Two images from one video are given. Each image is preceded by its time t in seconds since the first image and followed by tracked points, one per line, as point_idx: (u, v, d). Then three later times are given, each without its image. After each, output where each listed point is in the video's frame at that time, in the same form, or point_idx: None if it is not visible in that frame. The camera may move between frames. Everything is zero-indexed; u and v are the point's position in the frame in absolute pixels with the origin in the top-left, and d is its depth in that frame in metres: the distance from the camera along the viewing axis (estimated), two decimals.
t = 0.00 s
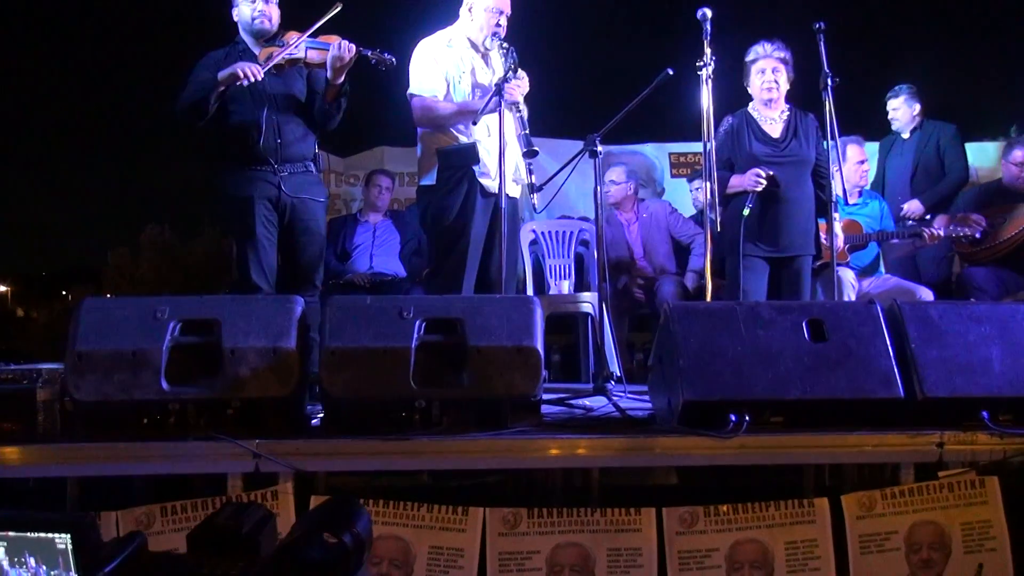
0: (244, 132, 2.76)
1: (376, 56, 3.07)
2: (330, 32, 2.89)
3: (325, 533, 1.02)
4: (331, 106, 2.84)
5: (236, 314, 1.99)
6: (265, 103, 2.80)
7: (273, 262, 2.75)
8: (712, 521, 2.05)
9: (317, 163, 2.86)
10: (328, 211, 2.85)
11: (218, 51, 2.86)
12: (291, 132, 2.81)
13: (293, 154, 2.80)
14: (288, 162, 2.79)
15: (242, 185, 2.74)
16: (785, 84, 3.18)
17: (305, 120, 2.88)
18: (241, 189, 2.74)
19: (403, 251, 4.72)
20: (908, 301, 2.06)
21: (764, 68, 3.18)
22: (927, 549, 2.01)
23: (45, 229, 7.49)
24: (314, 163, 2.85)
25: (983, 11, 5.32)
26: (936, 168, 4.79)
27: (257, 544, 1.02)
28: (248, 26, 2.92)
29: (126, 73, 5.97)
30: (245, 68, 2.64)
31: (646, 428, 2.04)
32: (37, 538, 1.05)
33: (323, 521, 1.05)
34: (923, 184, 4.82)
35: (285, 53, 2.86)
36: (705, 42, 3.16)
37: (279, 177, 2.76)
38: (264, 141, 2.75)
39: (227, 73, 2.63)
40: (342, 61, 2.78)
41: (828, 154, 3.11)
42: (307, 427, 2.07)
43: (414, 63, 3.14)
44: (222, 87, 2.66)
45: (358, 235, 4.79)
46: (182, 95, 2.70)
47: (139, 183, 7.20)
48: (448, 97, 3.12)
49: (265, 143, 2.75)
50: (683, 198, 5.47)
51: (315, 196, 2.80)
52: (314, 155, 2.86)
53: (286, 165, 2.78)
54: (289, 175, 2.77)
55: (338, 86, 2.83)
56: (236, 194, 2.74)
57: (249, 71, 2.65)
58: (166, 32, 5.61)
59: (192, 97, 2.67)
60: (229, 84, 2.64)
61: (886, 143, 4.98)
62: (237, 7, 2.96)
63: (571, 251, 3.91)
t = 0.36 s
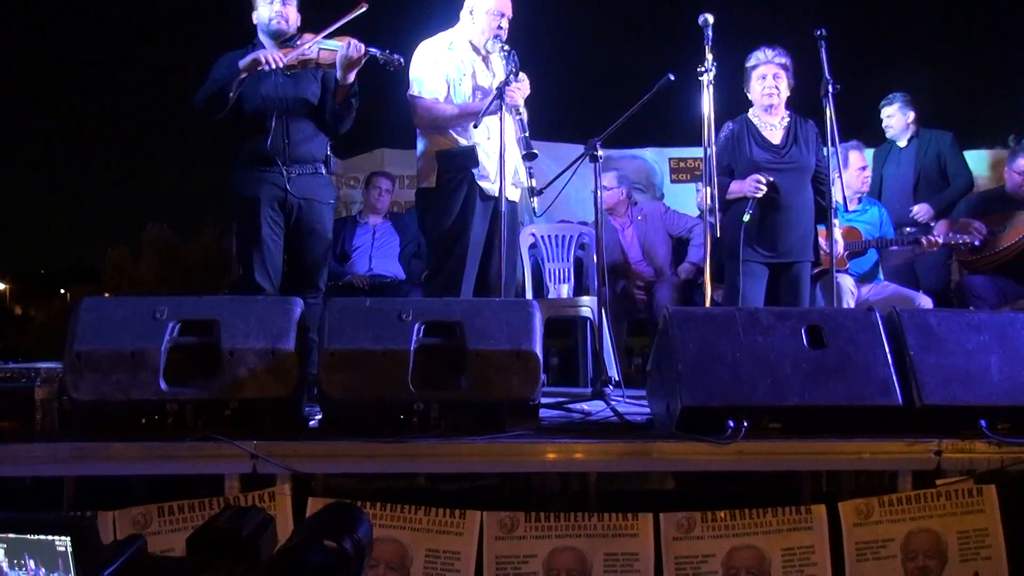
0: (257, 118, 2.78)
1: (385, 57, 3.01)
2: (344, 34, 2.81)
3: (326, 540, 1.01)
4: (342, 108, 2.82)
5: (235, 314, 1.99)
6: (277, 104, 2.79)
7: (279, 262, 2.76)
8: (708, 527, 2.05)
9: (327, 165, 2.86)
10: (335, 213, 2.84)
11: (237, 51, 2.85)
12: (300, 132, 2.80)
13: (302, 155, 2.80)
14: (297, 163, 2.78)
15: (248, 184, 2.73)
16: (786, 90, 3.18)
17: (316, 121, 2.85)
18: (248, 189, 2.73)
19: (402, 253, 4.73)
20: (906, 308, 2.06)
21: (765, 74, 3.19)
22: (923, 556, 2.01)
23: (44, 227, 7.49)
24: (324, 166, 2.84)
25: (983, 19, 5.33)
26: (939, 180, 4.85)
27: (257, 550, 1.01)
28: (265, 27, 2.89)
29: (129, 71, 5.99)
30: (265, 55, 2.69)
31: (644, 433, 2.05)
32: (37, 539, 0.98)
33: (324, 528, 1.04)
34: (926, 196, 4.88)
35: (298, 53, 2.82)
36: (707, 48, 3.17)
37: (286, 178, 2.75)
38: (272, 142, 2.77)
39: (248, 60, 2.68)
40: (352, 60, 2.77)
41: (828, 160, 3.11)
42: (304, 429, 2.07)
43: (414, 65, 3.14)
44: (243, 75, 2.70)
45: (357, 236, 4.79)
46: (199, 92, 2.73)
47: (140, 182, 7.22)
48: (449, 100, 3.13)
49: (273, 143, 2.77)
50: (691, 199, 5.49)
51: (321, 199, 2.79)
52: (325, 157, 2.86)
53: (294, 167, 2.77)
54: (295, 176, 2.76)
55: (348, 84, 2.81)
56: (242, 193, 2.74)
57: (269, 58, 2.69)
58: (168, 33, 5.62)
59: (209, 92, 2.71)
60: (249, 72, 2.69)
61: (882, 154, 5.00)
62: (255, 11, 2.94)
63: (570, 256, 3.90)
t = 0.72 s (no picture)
0: (271, 132, 2.78)
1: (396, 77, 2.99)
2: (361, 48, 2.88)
3: (321, 542, 1.01)
4: (356, 119, 2.80)
5: (232, 315, 2.00)
6: (292, 113, 2.78)
7: (284, 264, 2.74)
8: (704, 532, 2.06)
9: (338, 170, 2.87)
10: (342, 216, 2.84)
11: (259, 52, 2.88)
12: (311, 138, 2.80)
13: (312, 160, 2.79)
14: (307, 167, 2.78)
15: (257, 186, 2.74)
16: (785, 97, 3.19)
17: (327, 131, 2.85)
18: (256, 191, 2.74)
19: (400, 255, 4.74)
20: (903, 316, 2.07)
21: (765, 81, 3.19)
22: (918, 564, 2.01)
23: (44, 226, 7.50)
24: (335, 170, 2.84)
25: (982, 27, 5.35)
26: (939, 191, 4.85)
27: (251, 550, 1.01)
28: (288, 34, 2.90)
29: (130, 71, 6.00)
30: (274, 76, 2.65)
31: (640, 437, 2.05)
32: (28, 539, 0.97)
33: (321, 531, 1.04)
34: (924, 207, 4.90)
35: (315, 64, 2.84)
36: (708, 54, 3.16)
37: (293, 182, 2.76)
38: (284, 151, 2.76)
39: (255, 82, 2.65)
40: (366, 78, 2.74)
41: (827, 167, 3.12)
42: (301, 430, 2.07)
43: (413, 68, 3.17)
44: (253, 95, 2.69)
45: (356, 238, 4.78)
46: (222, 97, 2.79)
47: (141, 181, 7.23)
48: (449, 102, 3.13)
49: (284, 153, 2.76)
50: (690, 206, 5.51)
51: (328, 203, 2.79)
52: (337, 162, 2.85)
53: (303, 172, 2.77)
54: (303, 179, 2.77)
55: (362, 100, 2.78)
56: (251, 195, 2.75)
57: (278, 80, 2.66)
58: (170, 32, 5.63)
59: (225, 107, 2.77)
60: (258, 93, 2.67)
61: (882, 161, 5.03)
62: (280, 15, 2.94)
63: (567, 260, 3.91)
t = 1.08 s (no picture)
0: (276, 138, 2.77)
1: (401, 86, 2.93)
2: (368, 53, 2.84)
3: (320, 546, 1.01)
4: (360, 124, 2.82)
5: (232, 317, 2.00)
6: (299, 119, 2.79)
7: (284, 267, 2.74)
8: (701, 536, 2.05)
9: (343, 173, 2.85)
10: (344, 219, 2.84)
11: (271, 54, 2.90)
12: (314, 142, 2.80)
13: (315, 163, 2.78)
14: (309, 171, 2.78)
15: (260, 188, 2.74)
16: (785, 101, 3.19)
17: (332, 138, 2.85)
18: (259, 193, 2.74)
19: (399, 258, 4.74)
20: (901, 322, 2.07)
21: (765, 85, 3.19)
22: (914, 570, 2.01)
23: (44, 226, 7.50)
24: (340, 173, 2.84)
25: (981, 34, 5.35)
26: (935, 197, 4.88)
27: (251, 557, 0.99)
28: (300, 37, 2.90)
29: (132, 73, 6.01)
30: (262, 85, 2.60)
31: (639, 441, 2.05)
32: (27, 541, 0.96)
33: (319, 534, 1.04)
34: (921, 213, 4.90)
35: (323, 66, 2.84)
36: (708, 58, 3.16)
37: (295, 184, 2.75)
38: (290, 152, 2.76)
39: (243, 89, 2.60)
40: (370, 82, 2.74)
41: (825, 172, 3.12)
42: (299, 432, 2.07)
43: (410, 69, 3.17)
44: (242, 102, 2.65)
45: (355, 240, 4.78)
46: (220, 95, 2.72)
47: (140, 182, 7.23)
48: (445, 104, 3.13)
49: (291, 154, 2.76)
50: (689, 212, 5.48)
51: (330, 206, 2.79)
52: (340, 164, 2.85)
53: (305, 174, 2.77)
54: (305, 182, 2.76)
55: (368, 105, 2.81)
56: (254, 197, 2.75)
57: (264, 89, 2.60)
58: (170, 33, 5.64)
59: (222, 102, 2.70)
60: (246, 101, 2.62)
61: (881, 167, 5.03)
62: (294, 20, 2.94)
63: (567, 263, 3.91)
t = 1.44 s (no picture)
0: (272, 140, 2.77)
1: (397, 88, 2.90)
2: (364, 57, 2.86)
3: (320, 549, 1.01)
4: (357, 127, 2.82)
5: (230, 319, 2.00)
6: (295, 122, 2.79)
7: (282, 270, 2.74)
8: (700, 540, 2.05)
9: (340, 175, 2.86)
10: (342, 222, 2.83)
11: (269, 58, 2.93)
12: (311, 145, 2.79)
13: (312, 166, 2.78)
14: (306, 173, 2.77)
15: (256, 191, 2.74)
16: (785, 105, 3.19)
17: (330, 141, 2.85)
18: (256, 194, 2.73)
19: (398, 261, 4.74)
20: (900, 325, 2.08)
21: (765, 88, 3.19)
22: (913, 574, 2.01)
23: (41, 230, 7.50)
24: (336, 176, 2.83)
25: (978, 38, 5.37)
26: (935, 208, 4.92)
27: (251, 557, 0.97)
28: (297, 41, 2.91)
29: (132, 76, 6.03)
30: (257, 90, 2.62)
31: (637, 445, 2.05)
32: (30, 544, 0.97)
33: (320, 537, 1.04)
34: (920, 217, 4.92)
35: (320, 69, 2.86)
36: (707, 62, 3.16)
37: (293, 187, 2.75)
38: (286, 155, 2.74)
39: (238, 95, 2.62)
40: (366, 84, 2.72)
41: (824, 175, 3.13)
42: (298, 435, 2.07)
43: (405, 70, 3.18)
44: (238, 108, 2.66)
45: (354, 243, 4.77)
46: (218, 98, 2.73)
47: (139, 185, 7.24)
48: (441, 107, 3.13)
49: (288, 158, 2.75)
50: (688, 214, 5.48)
51: (327, 208, 2.79)
52: (337, 167, 2.85)
53: (303, 177, 2.77)
54: (303, 184, 2.76)
55: (363, 109, 2.78)
56: (251, 198, 2.74)
57: (260, 94, 2.62)
58: (170, 37, 5.65)
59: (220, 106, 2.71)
60: (242, 106, 2.64)
61: (877, 169, 5.02)
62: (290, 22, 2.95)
63: (565, 266, 3.91)
